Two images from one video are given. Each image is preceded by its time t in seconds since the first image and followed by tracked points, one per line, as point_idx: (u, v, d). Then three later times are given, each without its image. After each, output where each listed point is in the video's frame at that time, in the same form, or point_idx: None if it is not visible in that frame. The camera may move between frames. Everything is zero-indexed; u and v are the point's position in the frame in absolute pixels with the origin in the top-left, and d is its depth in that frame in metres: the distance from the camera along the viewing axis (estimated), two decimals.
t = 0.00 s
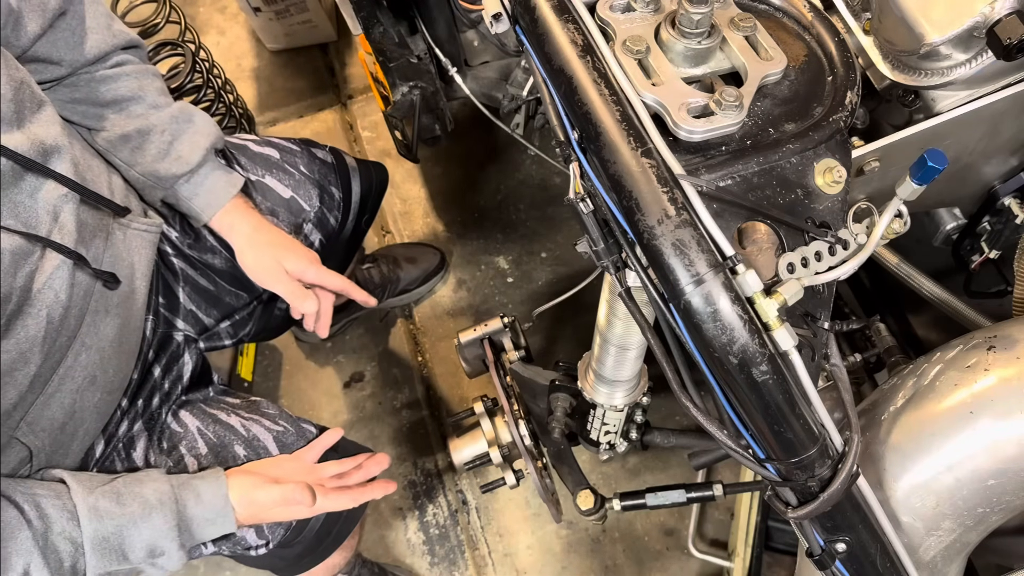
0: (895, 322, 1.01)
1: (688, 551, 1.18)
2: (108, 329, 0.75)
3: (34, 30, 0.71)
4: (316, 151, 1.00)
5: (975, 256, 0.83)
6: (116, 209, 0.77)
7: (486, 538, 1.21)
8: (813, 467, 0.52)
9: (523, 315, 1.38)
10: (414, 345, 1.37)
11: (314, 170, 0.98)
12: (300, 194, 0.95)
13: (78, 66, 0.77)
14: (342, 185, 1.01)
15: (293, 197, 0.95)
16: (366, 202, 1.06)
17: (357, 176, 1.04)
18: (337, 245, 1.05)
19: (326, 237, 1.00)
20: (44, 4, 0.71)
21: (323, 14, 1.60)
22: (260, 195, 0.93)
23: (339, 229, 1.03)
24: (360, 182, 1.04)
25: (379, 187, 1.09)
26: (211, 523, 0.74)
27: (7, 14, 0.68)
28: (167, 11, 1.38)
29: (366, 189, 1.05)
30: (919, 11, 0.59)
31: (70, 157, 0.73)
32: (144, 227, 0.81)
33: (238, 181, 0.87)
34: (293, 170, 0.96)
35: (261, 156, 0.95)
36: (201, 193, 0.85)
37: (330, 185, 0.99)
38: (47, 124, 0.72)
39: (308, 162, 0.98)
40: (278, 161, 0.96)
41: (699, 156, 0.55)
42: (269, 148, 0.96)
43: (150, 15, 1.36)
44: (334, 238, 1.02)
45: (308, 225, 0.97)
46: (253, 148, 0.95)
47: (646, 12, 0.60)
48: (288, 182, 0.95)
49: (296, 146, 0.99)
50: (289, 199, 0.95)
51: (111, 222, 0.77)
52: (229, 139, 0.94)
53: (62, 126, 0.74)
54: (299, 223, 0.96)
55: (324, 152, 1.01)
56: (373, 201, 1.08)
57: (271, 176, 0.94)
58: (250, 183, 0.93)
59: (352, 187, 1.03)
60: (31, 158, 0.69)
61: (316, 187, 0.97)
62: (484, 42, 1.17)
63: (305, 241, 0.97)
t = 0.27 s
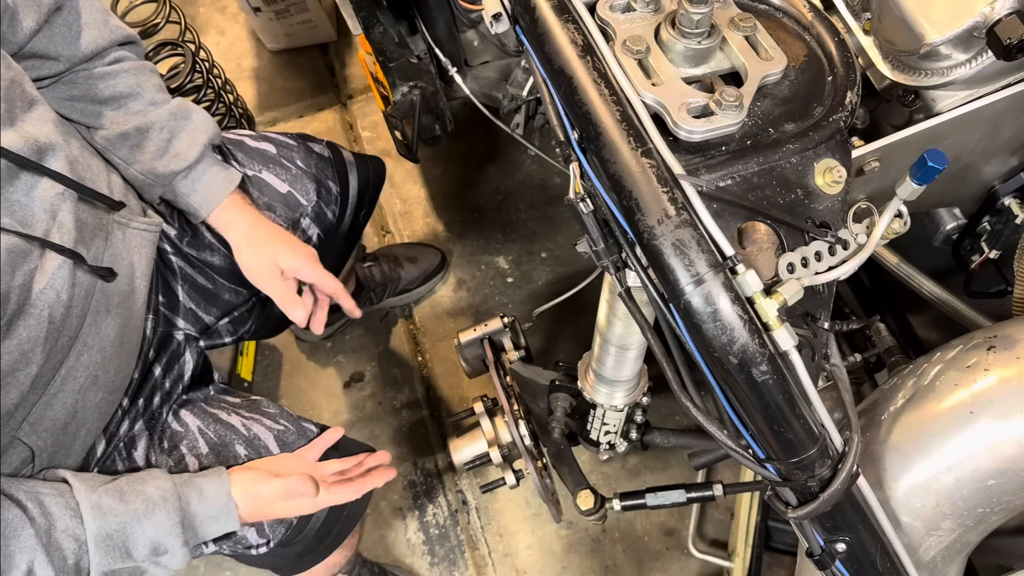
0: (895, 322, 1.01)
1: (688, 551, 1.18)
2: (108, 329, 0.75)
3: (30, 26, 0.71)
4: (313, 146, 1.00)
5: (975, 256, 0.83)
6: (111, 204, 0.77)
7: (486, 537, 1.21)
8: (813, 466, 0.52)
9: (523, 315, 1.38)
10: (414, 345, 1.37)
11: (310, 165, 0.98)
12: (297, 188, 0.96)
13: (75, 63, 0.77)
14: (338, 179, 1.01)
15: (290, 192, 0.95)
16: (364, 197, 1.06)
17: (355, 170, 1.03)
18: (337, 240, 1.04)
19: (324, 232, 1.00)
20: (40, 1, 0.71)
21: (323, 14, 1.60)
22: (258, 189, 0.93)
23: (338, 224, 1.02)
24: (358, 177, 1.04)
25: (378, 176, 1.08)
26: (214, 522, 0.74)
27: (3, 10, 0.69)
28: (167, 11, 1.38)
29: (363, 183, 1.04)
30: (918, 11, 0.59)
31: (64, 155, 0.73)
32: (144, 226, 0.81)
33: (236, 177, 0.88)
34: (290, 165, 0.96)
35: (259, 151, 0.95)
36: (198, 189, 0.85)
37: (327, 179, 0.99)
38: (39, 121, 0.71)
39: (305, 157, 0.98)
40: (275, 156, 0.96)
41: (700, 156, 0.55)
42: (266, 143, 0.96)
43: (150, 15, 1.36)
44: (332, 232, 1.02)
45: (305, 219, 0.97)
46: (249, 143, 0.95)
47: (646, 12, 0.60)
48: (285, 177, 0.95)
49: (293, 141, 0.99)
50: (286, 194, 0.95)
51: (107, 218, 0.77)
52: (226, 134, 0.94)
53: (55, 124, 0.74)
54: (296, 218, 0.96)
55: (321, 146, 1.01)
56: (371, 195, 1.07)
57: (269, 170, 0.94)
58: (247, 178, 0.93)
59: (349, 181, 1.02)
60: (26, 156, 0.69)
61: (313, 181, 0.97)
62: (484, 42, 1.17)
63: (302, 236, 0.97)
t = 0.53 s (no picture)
0: (895, 322, 1.01)
1: (688, 551, 1.18)
2: (109, 331, 0.75)
3: (29, 28, 0.71)
4: (312, 147, 1.00)
5: (975, 256, 0.83)
6: (110, 207, 0.77)
7: (486, 537, 1.21)
8: (813, 467, 0.52)
9: (523, 315, 1.38)
10: (414, 345, 1.37)
11: (310, 165, 0.98)
12: (296, 189, 0.95)
13: (75, 64, 0.77)
14: (337, 179, 1.01)
15: (289, 192, 0.95)
16: (364, 197, 1.05)
17: (354, 171, 1.03)
18: (337, 241, 1.04)
19: (323, 233, 1.00)
20: (39, 2, 0.71)
21: (323, 14, 1.60)
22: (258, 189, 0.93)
23: (337, 225, 1.02)
24: (358, 177, 1.04)
25: (377, 181, 1.08)
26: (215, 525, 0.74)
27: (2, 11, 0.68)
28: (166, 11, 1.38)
29: (364, 184, 1.04)
30: (918, 11, 0.59)
31: (63, 157, 0.73)
32: (144, 228, 0.81)
33: (235, 178, 0.87)
34: (289, 166, 0.96)
35: (258, 152, 0.95)
36: (198, 190, 0.85)
37: (326, 181, 0.99)
38: (37, 124, 0.72)
39: (305, 157, 0.98)
40: (275, 156, 0.96)
41: (700, 156, 0.55)
42: (265, 144, 0.96)
43: (150, 15, 1.36)
44: (332, 233, 1.02)
45: (304, 220, 0.97)
46: (248, 143, 0.95)
47: (646, 12, 0.60)
48: (284, 178, 0.95)
49: (292, 141, 0.99)
50: (286, 194, 0.95)
51: (106, 221, 0.77)
52: (225, 134, 0.94)
53: (54, 127, 0.74)
54: (296, 218, 0.96)
55: (321, 148, 1.01)
56: (370, 195, 1.07)
57: (268, 172, 0.94)
58: (247, 179, 0.93)
59: (349, 182, 1.02)
60: (26, 158, 0.68)
61: (313, 182, 0.97)
62: (484, 42, 1.18)
63: (301, 236, 0.97)
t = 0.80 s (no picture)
0: (895, 322, 1.01)
1: (688, 551, 1.18)
2: (110, 332, 0.75)
3: (31, 29, 0.71)
4: (313, 144, 1.00)
5: (975, 256, 0.83)
6: (112, 208, 0.77)
7: (486, 537, 1.21)
8: (813, 467, 0.52)
9: (523, 315, 1.38)
10: (414, 345, 1.37)
11: (310, 163, 0.98)
12: (297, 186, 0.96)
13: (77, 65, 0.77)
14: (338, 177, 1.01)
15: (290, 190, 0.95)
16: (364, 195, 1.06)
17: (354, 167, 1.03)
18: (336, 240, 1.04)
19: (323, 230, 1.00)
20: (41, 2, 0.71)
21: (323, 14, 1.60)
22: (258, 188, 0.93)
23: (337, 222, 1.02)
24: (358, 175, 1.05)
25: (377, 177, 1.08)
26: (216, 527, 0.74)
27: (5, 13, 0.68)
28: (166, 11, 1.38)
29: (363, 182, 1.05)
30: (918, 11, 0.59)
31: (65, 158, 0.73)
32: (145, 228, 0.81)
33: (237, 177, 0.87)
34: (290, 163, 0.96)
35: (259, 150, 0.95)
36: (200, 189, 0.85)
37: (327, 177, 0.99)
38: (40, 126, 0.72)
39: (305, 155, 0.98)
40: (275, 154, 0.96)
41: (699, 156, 0.55)
42: (266, 142, 0.96)
43: (150, 15, 1.36)
44: (332, 231, 1.02)
45: (305, 217, 0.97)
46: (249, 141, 0.95)
47: (647, 12, 0.60)
48: (285, 176, 0.95)
49: (292, 139, 0.99)
50: (286, 192, 0.95)
51: (107, 221, 0.77)
52: (226, 133, 0.94)
53: (56, 128, 0.74)
54: (297, 216, 0.96)
55: (321, 145, 1.01)
56: (370, 193, 1.07)
57: (269, 169, 0.94)
58: (248, 176, 0.93)
59: (349, 179, 1.03)
60: (28, 159, 0.68)
61: (313, 179, 0.97)
62: (484, 42, 1.18)
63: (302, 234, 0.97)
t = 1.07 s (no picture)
0: (895, 322, 1.01)
1: (688, 551, 1.18)
2: (119, 326, 0.75)
3: (38, 32, 0.71)
4: (318, 140, 1.01)
5: (975, 256, 0.83)
6: (117, 202, 0.77)
7: (486, 537, 1.21)
8: (813, 467, 0.52)
9: (523, 315, 1.38)
10: (414, 345, 1.37)
11: (316, 159, 0.98)
12: (303, 180, 0.96)
13: (82, 65, 0.77)
14: (343, 173, 1.02)
15: (297, 184, 0.95)
16: (365, 192, 1.07)
17: (358, 163, 1.05)
18: (338, 234, 1.05)
19: (327, 225, 1.00)
20: (46, 6, 0.71)
21: (323, 14, 1.60)
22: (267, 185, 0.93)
23: (341, 217, 1.03)
24: (360, 172, 1.05)
25: (378, 173, 1.10)
26: (250, 494, 0.75)
27: (12, 17, 0.69)
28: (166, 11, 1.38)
29: (365, 178, 1.06)
30: (919, 11, 0.59)
31: (72, 156, 0.73)
32: (151, 224, 0.81)
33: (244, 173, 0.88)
34: (296, 158, 0.96)
35: (265, 146, 0.95)
36: (210, 186, 0.85)
37: (332, 173, 1.00)
38: (43, 127, 0.72)
39: (311, 151, 0.98)
40: (282, 150, 0.96)
41: (700, 156, 0.55)
42: (272, 138, 0.97)
43: (150, 16, 1.36)
44: (336, 225, 1.03)
45: (311, 211, 0.97)
46: (255, 138, 0.95)
47: (646, 12, 0.60)
48: (292, 169, 0.95)
49: (298, 136, 0.99)
50: (293, 186, 0.95)
51: (113, 217, 0.76)
52: (232, 131, 0.95)
53: (61, 127, 0.74)
54: (303, 210, 0.96)
55: (326, 141, 1.02)
56: (371, 189, 1.09)
57: (275, 164, 0.95)
58: (255, 170, 0.93)
59: (353, 175, 1.04)
60: (35, 157, 0.69)
61: (320, 174, 0.98)
62: (484, 42, 1.18)
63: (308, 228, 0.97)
